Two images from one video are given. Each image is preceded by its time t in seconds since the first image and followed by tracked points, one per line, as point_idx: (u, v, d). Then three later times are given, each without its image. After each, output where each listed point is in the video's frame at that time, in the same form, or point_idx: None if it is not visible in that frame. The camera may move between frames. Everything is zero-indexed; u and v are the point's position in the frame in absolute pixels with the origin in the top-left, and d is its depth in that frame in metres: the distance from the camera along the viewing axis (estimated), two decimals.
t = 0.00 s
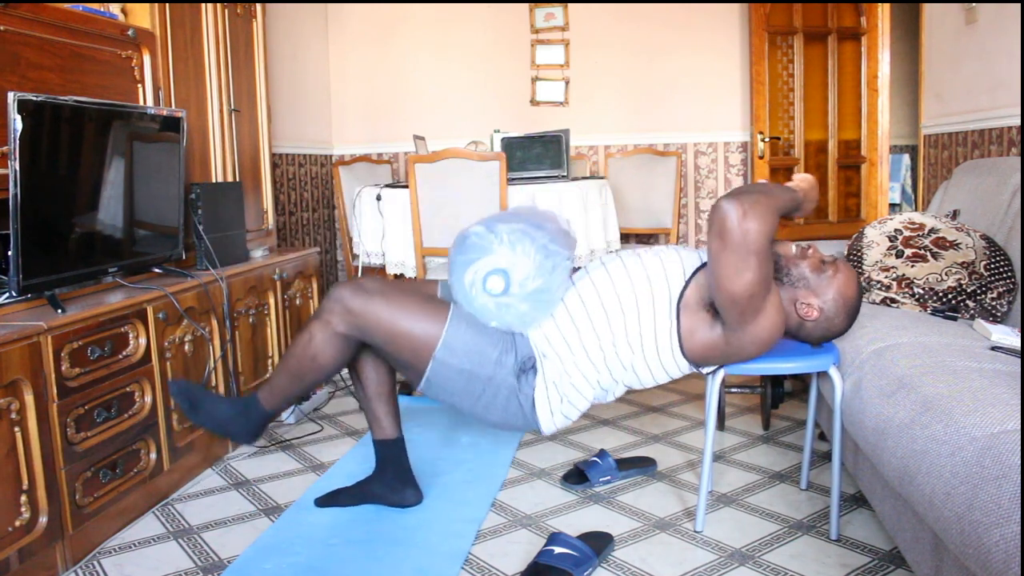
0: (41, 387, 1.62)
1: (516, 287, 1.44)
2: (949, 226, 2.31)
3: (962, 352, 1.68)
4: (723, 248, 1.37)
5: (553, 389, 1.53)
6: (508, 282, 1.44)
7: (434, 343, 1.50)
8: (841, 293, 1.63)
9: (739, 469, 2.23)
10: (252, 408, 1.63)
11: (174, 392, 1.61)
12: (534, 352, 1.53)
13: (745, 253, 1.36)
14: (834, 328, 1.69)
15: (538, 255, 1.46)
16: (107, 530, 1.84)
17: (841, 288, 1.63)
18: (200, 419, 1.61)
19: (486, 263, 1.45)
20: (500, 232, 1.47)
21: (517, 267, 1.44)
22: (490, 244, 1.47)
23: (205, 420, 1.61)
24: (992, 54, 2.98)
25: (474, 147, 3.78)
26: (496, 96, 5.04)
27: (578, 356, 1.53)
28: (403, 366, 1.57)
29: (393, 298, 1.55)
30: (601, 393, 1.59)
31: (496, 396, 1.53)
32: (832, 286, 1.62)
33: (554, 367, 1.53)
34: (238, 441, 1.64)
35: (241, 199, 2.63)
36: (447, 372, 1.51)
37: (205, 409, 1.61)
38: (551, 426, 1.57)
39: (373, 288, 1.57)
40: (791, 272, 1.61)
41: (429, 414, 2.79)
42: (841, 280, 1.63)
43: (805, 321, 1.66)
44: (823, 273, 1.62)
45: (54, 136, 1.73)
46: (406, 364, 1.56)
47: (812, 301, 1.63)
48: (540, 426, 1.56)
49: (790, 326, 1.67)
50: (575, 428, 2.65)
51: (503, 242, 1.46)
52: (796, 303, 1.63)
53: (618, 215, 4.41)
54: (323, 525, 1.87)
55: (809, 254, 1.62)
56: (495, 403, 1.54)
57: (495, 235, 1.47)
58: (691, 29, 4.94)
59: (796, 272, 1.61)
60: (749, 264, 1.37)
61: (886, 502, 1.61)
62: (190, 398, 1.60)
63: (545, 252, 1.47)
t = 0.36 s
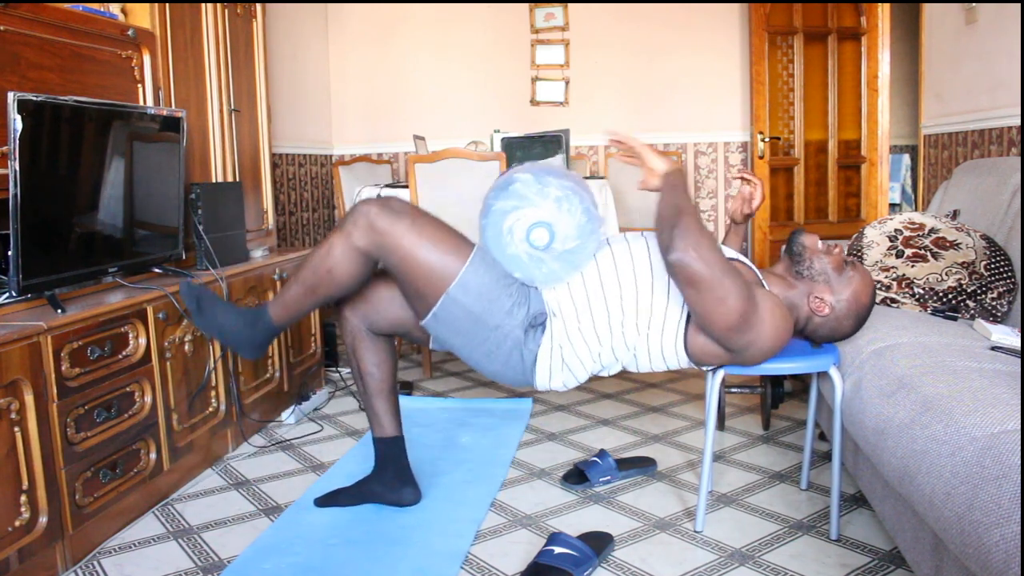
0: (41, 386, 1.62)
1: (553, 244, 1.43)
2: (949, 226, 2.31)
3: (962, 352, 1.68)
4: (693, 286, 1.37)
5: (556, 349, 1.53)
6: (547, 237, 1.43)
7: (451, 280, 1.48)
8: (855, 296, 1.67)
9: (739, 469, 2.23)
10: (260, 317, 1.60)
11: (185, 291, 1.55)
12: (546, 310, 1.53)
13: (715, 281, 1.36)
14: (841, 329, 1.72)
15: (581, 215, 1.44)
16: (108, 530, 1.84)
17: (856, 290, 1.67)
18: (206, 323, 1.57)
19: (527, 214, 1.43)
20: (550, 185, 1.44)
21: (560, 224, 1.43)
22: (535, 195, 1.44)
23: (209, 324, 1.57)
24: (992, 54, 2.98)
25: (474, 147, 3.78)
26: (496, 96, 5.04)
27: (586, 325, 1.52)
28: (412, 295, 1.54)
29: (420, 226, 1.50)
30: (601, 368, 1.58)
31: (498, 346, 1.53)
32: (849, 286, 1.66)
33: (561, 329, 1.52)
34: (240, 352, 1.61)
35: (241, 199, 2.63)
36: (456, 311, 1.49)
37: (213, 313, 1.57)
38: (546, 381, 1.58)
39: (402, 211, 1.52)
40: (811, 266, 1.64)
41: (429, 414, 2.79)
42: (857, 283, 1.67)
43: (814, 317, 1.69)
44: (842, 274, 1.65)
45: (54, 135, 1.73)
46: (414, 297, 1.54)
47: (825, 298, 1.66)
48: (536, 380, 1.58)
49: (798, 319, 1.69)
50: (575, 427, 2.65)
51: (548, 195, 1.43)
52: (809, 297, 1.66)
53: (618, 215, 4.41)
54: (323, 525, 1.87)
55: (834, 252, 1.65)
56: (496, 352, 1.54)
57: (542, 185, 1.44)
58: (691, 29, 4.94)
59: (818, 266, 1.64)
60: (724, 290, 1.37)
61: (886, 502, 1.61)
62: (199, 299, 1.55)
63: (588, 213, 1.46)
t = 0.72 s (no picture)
0: (41, 386, 1.61)
1: (569, 242, 1.46)
2: (949, 226, 2.31)
3: (962, 352, 1.68)
4: (679, 303, 1.38)
5: (562, 344, 1.55)
6: (566, 234, 1.45)
7: (466, 263, 1.47)
8: (858, 297, 1.68)
9: (739, 469, 2.23)
10: (263, 276, 1.63)
11: (196, 235, 1.59)
12: (555, 304, 1.54)
13: (699, 293, 1.37)
14: (843, 330, 1.72)
15: (602, 218, 1.46)
16: (108, 530, 1.84)
17: (860, 292, 1.67)
18: (209, 270, 1.62)
19: (550, 207, 1.44)
20: (579, 184, 1.45)
21: (582, 224, 1.44)
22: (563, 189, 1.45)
23: (212, 272, 1.61)
24: (992, 54, 2.98)
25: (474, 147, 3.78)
26: (496, 96, 5.04)
27: (592, 324, 1.53)
28: (422, 275, 1.53)
29: (443, 205, 1.50)
30: (603, 366, 1.60)
31: (505, 335, 1.54)
32: (852, 288, 1.67)
33: (567, 326, 1.54)
34: (235, 305, 1.65)
35: (241, 198, 2.63)
36: (467, 295, 1.49)
37: (218, 264, 1.61)
38: (549, 376, 1.60)
39: (428, 188, 1.52)
40: (814, 265, 1.65)
41: (429, 414, 2.80)
42: (861, 284, 1.67)
43: (817, 316, 1.69)
44: (847, 274, 1.66)
45: (55, 136, 1.73)
46: (424, 278, 1.53)
47: (828, 297, 1.66)
48: (539, 375, 1.60)
49: (800, 320, 1.69)
50: (575, 427, 2.65)
51: (576, 193, 1.45)
52: (812, 298, 1.67)
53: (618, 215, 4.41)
54: (323, 526, 1.87)
55: (838, 252, 1.65)
56: (501, 342, 1.55)
57: (572, 181, 1.45)
58: (690, 30, 4.94)
59: (821, 266, 1.65)
60: (711, 302, 1.38)
61: (886, 502, 1.61)
62: (207, 247, 1.59)
63: (611, 218, 1.48)
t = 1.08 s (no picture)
0: (41, 387, 1.62)
1: (565, 250, 1.47)
2: (949, 226, 2.31)
3: (962, 352, 1.68)
4: (674, 308, 1.37)
5: (560, 353, 1.53)
6: (561, 243, 1.46)
7: (459, 274, 1.50)
8: (857, 297, 1.67)
9: (739, 469, 2.23)
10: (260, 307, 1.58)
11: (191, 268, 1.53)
12: (550, 311, 1.54)
13: (693, 297, 1.36)
14: (842, 329, 1.71)
15: (595, 226, 1.49)
16: (108, 530, 1.84)
17: (858, 290, 1.66)
18: (205, 304, 1.55)
19: (544, 217, 1.47)
20: (569, 194, 1.48)
21: (574, 232, 1.46)
22: (554, 200, 1.48)
23: (208, 306, 1.55)
24: (992, 53, 2.98)
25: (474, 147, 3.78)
26: (496, 96, 5.04)
27: (589, 331, 1.52)
28: (417, 290, 1.56)
29: (432, 221, 1.52)
30: (603, 374, 1.58)
31: (503, 345, 1.54)
32: (850, 288, 1.65)
33: (565, 333, 1.52)
34: (234, 339, 1.59)
35: (241, 198, 2.64)
36: (461, 306, 1.51)
37: (214, 297, 1.55)
38: (549, 387, 1.58)
39: (415, 204, 1.54)
40: (812, 266, 1.64)
41: (429, 414, 2.80)
42: (859, 283, 1.66)
43: (815, 316, 1.68)
44: (845, 273, 1.65)
45: (54, 136, 1.72)
46: (421, 292, 1.56)
47: (827, 297, 1.65)
48: (540, 386, 1.58)
49: (799, 320, 1.69)
50: (575, 427, 2.65)
51: (567, 202, 1.48)
52: (811, 298, 1.66)
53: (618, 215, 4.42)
54: (322, 525, 1.87)
55: (835, 252, 1.64)
56: (499, 352, 1.55)
57: (561, 192, 1.48)
58: (690, 30, 4.94)
59: (818, 266, 1.64)
60: (705, 308, 1.37)
61: (886, 502, 1.61)
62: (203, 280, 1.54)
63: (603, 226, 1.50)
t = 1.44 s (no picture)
0: (41, 387, 1.62)
1: (546, 267, 1.45)
2: (949, 226, 2.31)
3: (962, 352, 1.68)
4: (666, 319, 1.39)
5: (561, 371, 1.52)
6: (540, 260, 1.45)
7: (450, 309, 1.52)
8: (851, 296, 1.67)
9: (739, 469, 2.23)
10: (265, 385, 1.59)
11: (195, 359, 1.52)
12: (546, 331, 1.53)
13: (682, 306, 1.38)
14: (839, 328, 1.72)
15: (574, 240, 1.46)
16: (108, 530, 1.84)
17: (852, 290, 1.67)
18: (212, 389, 1.55)
19: (520, 238, 1.45)
20: (544, 214, 1.47)
21: (553, 249, 1.45)
22: (529, 220, 1.47)
23: (215, 391, 1.55)
24: (991, 53, 2.98)
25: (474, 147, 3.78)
26: (496, 96, 5.04)
27: (585, 345, 1.51)
28: (416, 335, 1.59)
29: (414, 264, 1.57)
30: (608, 390, 1.56)
31: (505, 372, 1.53)
32: (844, 288, 1.66)
33: (563, 350, 1.51)
34: (244, 420, 1.59)
35: (241, 198, 2.63)
36: (457, 338, 1.52)
37: (221, 381, 1.55)
38: (556, 409, 1.55)
39: (395, 253, 1.59)
40: (805, 266, 1.63)
41: (429, 414, 2.80)
42: (853, 282, 1.67)
43: (812, 317, 1.68)
44: (838, 272, 1.65)
45: (54, 136, 1.72)
46: (417, 335, 1.58)
47: (822, 297, 1.65)
48: (547, 410, 1.56)
49: (796, 321, 1.69)
50: (575, 427, 2.65)
51: (542, 222, 1.46)
52: (806, 298, 1.65)
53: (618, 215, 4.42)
54: (322, 525, 1.87)
55: (827, 251, 1.64)
56: (501, 379, 1.54)
57: (536, 213, 1.47)
58: (690, 29, 4.94)
59: (811, 267, 1.63)
60: (696, 316, 1.39)
61: (886, 502, 1.61)
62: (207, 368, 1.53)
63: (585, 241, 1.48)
